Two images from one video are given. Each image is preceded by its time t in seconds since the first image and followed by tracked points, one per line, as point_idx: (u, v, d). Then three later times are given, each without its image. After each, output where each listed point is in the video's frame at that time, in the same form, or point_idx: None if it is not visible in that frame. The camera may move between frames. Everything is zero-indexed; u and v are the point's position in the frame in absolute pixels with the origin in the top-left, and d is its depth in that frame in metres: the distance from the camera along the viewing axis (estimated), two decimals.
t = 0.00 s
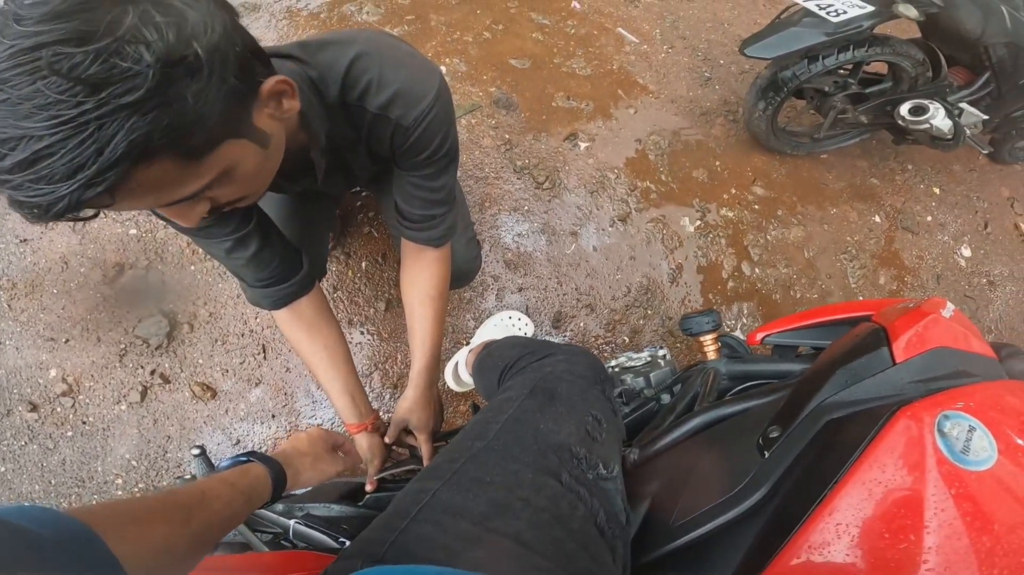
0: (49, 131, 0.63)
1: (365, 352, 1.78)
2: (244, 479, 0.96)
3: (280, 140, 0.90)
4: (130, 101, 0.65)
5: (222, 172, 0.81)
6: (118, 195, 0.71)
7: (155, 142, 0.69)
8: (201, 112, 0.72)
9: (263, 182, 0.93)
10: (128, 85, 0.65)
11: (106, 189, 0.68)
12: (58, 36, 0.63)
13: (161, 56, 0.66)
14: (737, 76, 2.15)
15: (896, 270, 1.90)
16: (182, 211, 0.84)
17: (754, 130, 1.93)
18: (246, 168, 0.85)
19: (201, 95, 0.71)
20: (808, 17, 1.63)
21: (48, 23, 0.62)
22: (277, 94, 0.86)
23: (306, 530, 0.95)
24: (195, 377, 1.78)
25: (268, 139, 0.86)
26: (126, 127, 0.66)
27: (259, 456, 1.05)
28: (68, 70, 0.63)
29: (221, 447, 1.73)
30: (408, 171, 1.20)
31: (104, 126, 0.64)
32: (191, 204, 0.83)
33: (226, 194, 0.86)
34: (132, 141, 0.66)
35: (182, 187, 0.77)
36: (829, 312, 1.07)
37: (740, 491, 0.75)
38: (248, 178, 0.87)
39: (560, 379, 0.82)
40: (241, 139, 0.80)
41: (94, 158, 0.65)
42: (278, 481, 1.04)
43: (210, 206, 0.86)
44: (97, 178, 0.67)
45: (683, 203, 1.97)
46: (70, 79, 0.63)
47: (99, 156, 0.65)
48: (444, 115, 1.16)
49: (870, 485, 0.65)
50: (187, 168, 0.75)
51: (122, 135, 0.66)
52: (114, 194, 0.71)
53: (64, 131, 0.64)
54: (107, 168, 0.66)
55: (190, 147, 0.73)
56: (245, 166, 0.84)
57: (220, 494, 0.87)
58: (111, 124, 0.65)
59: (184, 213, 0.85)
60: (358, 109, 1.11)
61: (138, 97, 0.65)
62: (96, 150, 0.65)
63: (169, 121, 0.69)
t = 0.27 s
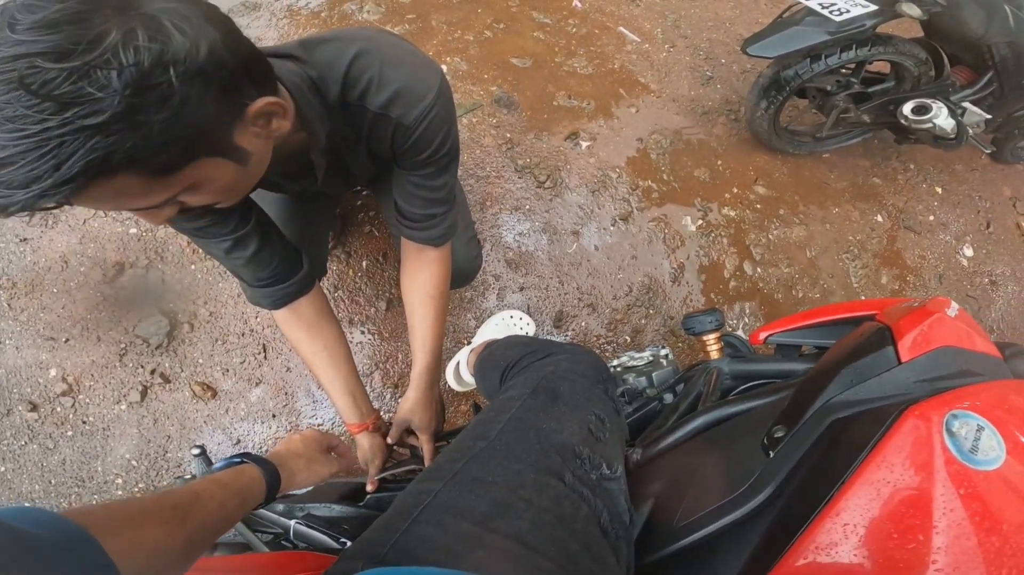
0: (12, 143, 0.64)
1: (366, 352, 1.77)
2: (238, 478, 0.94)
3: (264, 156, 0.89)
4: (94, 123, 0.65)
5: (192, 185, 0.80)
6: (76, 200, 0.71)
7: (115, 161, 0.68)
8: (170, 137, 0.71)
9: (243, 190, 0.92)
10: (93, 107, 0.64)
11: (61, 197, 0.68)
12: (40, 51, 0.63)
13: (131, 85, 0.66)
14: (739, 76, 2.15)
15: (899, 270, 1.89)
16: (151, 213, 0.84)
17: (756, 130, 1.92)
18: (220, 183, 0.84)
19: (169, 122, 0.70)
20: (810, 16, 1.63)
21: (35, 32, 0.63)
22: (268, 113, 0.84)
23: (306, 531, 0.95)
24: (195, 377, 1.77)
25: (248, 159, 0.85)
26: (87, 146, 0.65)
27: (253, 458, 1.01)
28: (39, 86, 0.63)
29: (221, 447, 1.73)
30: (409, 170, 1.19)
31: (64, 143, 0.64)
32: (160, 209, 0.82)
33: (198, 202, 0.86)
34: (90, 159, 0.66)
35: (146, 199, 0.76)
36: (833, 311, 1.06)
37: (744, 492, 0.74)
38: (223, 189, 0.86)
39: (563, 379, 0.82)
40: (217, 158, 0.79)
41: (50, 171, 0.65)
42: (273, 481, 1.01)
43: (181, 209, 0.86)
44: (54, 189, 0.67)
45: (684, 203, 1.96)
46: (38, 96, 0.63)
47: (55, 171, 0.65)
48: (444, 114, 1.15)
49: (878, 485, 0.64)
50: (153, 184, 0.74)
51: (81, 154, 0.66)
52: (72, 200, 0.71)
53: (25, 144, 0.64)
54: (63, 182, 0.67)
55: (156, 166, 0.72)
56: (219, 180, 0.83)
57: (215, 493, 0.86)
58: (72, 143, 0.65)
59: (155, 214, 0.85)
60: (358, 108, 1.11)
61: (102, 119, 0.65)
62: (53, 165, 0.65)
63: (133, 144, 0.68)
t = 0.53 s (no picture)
0: None
1: (366, 352, 1.78)
2: (235, 475, 0.94)
3: (256, 157, 0.89)
4: (70, 125, 0.65)
5: (179, 185, 0.80)
6: (61, 197, 0.72)
7: (95, 162, 0.69)
8: (146, 140, 0.71)
9: (236, 190, 0.92)
10: (68, 110, 0.65)
11: (44, 195, 0.69)
12: (18, 54, 0.63)
13: (104, 89, 0.66)
14: (739, 76, 2.15)
15: (898, 270, 1.89)
16: (142, 213, 0.84)
17: (756, 131, 1.93)
18: (208, 183, 0.84)
19: (145, 125, 0.70)
20: (809, 16, 1.63)
21: (19, 36, 0.63)
22: (256, 116, 0.83)
23: (307, 530, 0.95)
24: (196, 376, 1.78)
25: (237, 160, 0.85)
26: (64, 148, 0.66)
27: (251, 455, 1.02)
28: (15, 89, 0.63)
29: (222, 447, 1.73)
30: (408, 170, 1.20)
31: (43, 145, 0.65)
32: (150, 209, 0.83)
33: (189, 202, 0.86)
34: (68, 161, 0.67)
35: (131, 198, 0.77)
36: (832, 311, 1.07)
37: (741, 491, 0.75)
38: (214, 190, 0.86)
39: (562, 378, 0.82)
40: (203, 159, 0.79)
41: (30, 172, 0.66)
42: (272, 478, 1.02)
43: (173, 208, 0.86)
44: (36, 188, 0.68)
45: (684, 203, 1.97)
46: (15, 98, 0.63)
47: (35, 171, 0.66)
48: (443, 114, 1.15)
49: (875, 484, 0.65)
50: (136, 184, 0.74)
51: (59, 155, 0.66)
52: (57, 197, 0.71)
53: (5, 146, 0.65)
54: (44, 182, 0.67)
55: (139, 168, 0.73)
56: (208, 181, 0.83)
57: (214, 491, 0.87)
58: (50, 145, 0.65)
59: (148, 214, 0.86)
60: (358, 109, 1.11)
61: (77, 122, 0.65)
62: (33, 166, 0.66)
63: (111, 146, 0.68)
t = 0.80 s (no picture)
0: None
1: (367, 352, 1.78)
2: (243, 477, 0.95)
3: (256, 155, 0.89)
4: (63, 125, 0.65)
5: (181, 184, 0.80)
6: (65, 200, 0.72)
7: (94, 161, 0.69)
8: (143, 139, 0.71)
9: (239, 189, 0.93)
10: (60, 110, 0.65)
11: (47, 197, 0.70)
12: (6, 57, 0.64)
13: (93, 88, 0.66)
14: (739, 77, 2.16)
15: (899, 270, 1.89)
16: (147, 214, 0.85)
17: (756, 131, 1.93)
18: (209, 181, 0.84)
19: (139, 121, 0.70)
20: (809, 17, 1.64)
21: (3, 40, 0.64)
22: (251, 111, 0.84)
23: (308, 529, 0.96)
24: (198, 377, 1.78)
25: (238, 157, 0.85)
26: (61, 148, 0.66)
27: (259, 456, 1.03)
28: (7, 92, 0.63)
29: (224, 447, 1.73)
30: (408, 170, 1.20)
31: (40, 146, 0.65)
32: (154, 209, 0.83)
33: (193, 201, 0.87)
34: (67, 161, 0.67)
35: (134, 199, 0.77)
36: (831, 310, 1.07)
37: (742, 489, 0.75)
38: (217, 189, 0.87)
39: (563, 377, 0.82)
40: (203, 156, 0.79)
41: (29, 175, 0.67)
42: (278, 478, 1.02)
43: (177, 209, 0.87)
44: (37, 191, 0.68)
45: (685, 204, 1.97)
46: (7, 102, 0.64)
47: (34, 174, 0.66)
48: (444, 115, 1.16)
49: (876, 482, 0.65)
50: (138, 183, 0.75)
51: (57, 155, 0.66)
52: (60, 200, 0.72)
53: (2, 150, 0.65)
54: (44, 185, 0.68)
55: (139, 167, 0.73)
56: (210, 179, 0.83)
57: (221, 492, 0.87)
58: (46, 146, 0.65)
59: (153, 215, 0.86)
60: (358, 110, 1.12)
61: (70, 122, 0.65)
62: (31, 169, 0.66)
63: (107, 144, 0.68)
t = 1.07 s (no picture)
0: None
1: (369, 352, 1.78)
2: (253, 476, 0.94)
3: (257, 154, 0.89)
4: (60, 130, 0.65)
5: (185, 185, 0.80)
6: (71, 206, 0.72)
7: (95, 165, 0.69)
8: (142, 141, 0.71)
9: (244, 188, 0.92)
10: (55, 115, 0.65)
11: (52, 204, 0.70)
12: None
13: (86, 92, 0.66)
14: (741, 76, 2.15)
15: (902, 269, 1.89)
16: (155, 217, 0.85)
17: (759, 130, 1.92)
18: (213, 182, 0.84)
19: (135, 123, 0.70)
20: (811, 16, 1.63)
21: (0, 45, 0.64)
22: (250, 108, 0.84)
23: (310, 528, 0.96)
24: (200, 376, 1.78)
25: (240, 155, 0.85)
26: (60, 154, 0.66)
27: (263, 454, 1.02)
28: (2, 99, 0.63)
29: (226, 446, 1.73)
30: (410, 172, 1.20)
31: (39, 152, 0.65)
32: (160, 212, 0.83)
33: (198, 203, 0.86)
34: (67, 166, 0.67)
35: (139, 202, 0.77)
36: (835, 309, 1.06)
37: (747, 488, 0.75)
38: (221, 189, 0.87)
39: (566, 376, 0.82)
40: (205, 155, 0.79)
41: (32, 182, 0.67)
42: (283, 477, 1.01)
43: (184, 211, 0.87)
44: (41, 198, 0.68)
45: (687, 203, 1.96)
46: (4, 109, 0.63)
47: (36, 180, 0.66)
48: (446, 117, 1.16)
49: (882, 480, 0.64)
50: (141, 186, 0.75)
51: (57, 161, 0.66)
52: (66, 206, 0.72)
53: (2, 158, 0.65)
54: (47, 191, 0.68)
55: (142, 168, 0.73)
56: (213, 179, 0.83)
57: (228, 489, 0.86)
58: (46, 152, 0.65)
59: (161, 219, 0.86)
60: (360, 112, 1.12)
61: (66, 126, 0.65)
62: (32, 175, 0.66)
63: (106, 147, 0.68)
